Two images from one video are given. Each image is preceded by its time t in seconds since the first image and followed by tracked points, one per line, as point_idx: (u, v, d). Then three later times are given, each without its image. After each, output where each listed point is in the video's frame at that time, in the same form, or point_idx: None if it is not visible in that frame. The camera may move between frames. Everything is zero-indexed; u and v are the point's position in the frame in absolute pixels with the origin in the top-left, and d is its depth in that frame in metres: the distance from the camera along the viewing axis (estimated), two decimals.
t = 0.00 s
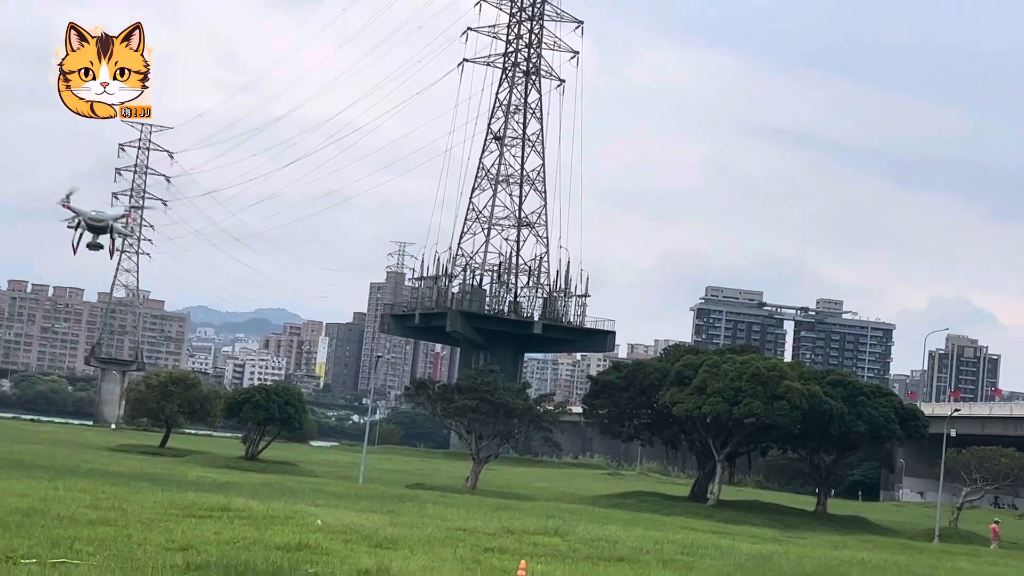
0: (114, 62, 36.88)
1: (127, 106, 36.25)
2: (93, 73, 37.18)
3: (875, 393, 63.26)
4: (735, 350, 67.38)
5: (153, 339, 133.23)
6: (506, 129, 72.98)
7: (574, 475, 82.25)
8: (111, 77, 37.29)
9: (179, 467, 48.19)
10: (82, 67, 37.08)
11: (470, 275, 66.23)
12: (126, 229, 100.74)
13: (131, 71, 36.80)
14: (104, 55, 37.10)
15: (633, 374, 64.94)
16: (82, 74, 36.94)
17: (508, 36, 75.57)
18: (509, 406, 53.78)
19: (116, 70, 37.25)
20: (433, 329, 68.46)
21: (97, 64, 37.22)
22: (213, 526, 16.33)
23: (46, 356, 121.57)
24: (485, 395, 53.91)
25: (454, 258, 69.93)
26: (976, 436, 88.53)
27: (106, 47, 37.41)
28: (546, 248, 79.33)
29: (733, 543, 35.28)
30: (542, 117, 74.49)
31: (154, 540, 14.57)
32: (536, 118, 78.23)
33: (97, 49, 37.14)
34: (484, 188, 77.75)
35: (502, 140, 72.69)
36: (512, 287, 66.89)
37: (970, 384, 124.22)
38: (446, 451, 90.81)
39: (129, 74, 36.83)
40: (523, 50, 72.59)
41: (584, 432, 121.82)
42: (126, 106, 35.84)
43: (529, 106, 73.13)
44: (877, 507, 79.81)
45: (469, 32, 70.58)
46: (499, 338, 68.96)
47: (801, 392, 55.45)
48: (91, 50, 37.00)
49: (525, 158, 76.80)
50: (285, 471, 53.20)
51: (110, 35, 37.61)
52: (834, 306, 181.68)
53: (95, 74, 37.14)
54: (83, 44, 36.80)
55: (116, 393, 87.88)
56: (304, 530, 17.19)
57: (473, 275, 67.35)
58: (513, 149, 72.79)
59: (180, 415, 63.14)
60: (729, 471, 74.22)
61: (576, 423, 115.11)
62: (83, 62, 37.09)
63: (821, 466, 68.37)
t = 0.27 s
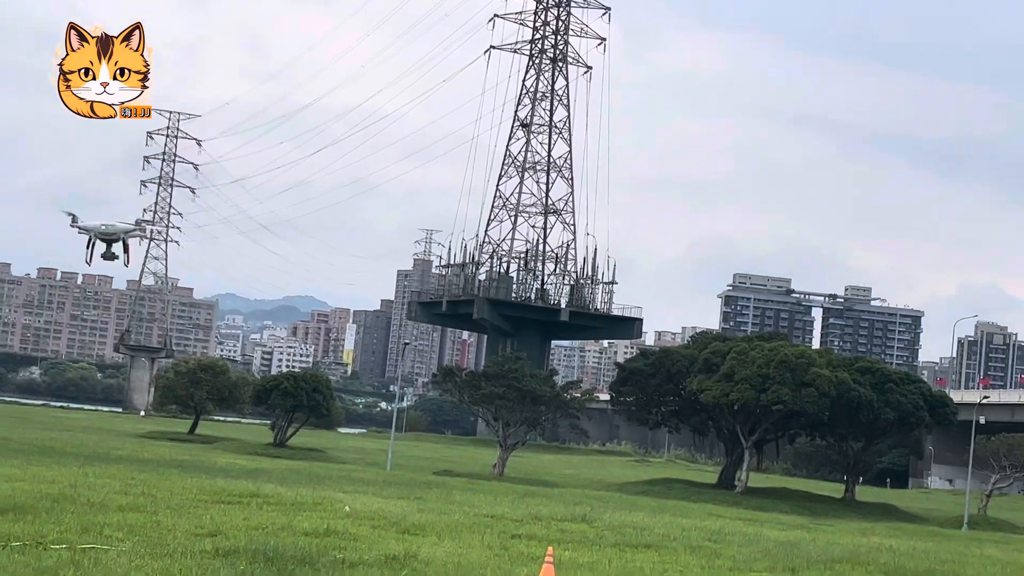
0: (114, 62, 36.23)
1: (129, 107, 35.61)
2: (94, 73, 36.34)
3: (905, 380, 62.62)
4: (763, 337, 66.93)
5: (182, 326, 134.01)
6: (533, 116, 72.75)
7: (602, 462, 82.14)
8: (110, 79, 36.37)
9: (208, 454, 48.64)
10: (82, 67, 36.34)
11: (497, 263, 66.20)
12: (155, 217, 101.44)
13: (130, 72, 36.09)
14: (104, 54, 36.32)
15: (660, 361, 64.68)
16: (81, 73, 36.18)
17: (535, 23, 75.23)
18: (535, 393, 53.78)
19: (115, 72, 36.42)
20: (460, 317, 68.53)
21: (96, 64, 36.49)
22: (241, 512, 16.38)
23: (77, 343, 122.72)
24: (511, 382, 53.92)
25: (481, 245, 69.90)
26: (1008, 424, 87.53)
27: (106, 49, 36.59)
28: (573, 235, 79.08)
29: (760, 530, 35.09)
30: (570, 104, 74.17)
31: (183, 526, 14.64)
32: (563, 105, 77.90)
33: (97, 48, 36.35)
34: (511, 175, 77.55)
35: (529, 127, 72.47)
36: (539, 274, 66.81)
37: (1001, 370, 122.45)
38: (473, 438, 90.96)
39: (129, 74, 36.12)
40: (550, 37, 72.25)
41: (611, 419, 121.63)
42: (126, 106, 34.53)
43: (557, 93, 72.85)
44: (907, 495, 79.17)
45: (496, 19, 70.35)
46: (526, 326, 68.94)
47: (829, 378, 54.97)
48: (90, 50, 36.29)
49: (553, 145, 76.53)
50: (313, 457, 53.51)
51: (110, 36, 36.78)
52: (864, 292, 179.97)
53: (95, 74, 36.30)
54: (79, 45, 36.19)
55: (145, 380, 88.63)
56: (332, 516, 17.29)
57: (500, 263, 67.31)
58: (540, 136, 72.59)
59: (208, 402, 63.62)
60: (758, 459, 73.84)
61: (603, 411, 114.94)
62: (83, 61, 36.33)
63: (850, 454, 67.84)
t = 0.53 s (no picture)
0: (114, 63, 37.16)
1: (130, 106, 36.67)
2: (93, 73, 37.34)
3: (935, 366, 61.98)
4: (792, 323, 66.45)
5: (211, 312, 134.80)
6: (560, 102, 72.46)
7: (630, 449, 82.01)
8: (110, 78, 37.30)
9: (238, 439, 49.05)
10: (82, 67, 37.20)
11: (524, 249, 66.13)
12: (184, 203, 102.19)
13: (131, 71, 36.94)
14: (104, 55, 37.18)
15: (688, 348, 64.40)
16: (81, 73, 37.08)
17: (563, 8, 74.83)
18: (563, 379, 53.77)
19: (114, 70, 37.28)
20: (488, 303, 68.58)
21: (96, 63, 37.38)
22: (270, 497, 16.47)
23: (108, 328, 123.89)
24: (539, 368, 53.94)
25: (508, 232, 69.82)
26: None
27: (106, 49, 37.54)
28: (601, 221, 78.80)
29: (787, 516, 34.95)
30: (597, 89, 73.77)
31: (213, 511, 14.75)
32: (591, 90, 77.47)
33: (97, 49, 37.23)
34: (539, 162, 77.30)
35: (557, 113, 72.20)
36: (567, 260, 66.69)
37: None
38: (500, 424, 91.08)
39: (129, 74, 36.99)
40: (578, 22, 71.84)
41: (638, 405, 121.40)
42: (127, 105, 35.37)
43: (584, 79, 72.49)
44: (938, 482, 78.49)
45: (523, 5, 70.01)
46: (553, 312, 68.89)
47: (858, 365, 54.46)
48: (90, 50, 37.16)
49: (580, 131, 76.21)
50: (341, 442, 53.85)
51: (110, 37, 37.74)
52: (893, 279, 178.26)
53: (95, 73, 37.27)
54: (78, 45, 37.03)
55: (175, 366, 89.29)
56: (361, 501, 17.41)
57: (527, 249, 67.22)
58: (568, 122, 72.35)
59: (238, 387, 63.99)
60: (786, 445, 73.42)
61: (630, 397, 114.71)
62: (80, 61, 37.28)
63: (880, 441, 67.28)
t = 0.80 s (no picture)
0: (115, 62, 35.66)
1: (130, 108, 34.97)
2: (94, 73, 35.79)
3: (968, 351, 61.25)
4: (823, 308, 65.92)
5: (242, 296, 135.31)
6: (590, 86, 71.98)
7: (658, 434, 81.90)
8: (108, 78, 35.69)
9: (270, 423, 49.30)
10: (81, 67, 35.81)
11: (554, 234, 65.96)
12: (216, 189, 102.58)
13: (131, 72, 35.39)
14: (104, 54, 35.69)
15: (718, 332, 64.14)
16: (81, 73, 35.63)
17: None
18: (594, 364, 53.66)
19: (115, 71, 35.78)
20: (517, 288, 68.58)
21: (97, 63, 35.92)
22: (301, 481, 16.56)
23: (140, 313, 124.76)
24: (569, 353, 53.89)
25: (538, 216, 69.62)
26: None
27: (106, 50, 35.89)
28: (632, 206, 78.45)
29: (820, 502, 34.66)
30: (628, 73, 73.20)
31: (244, 494, 14.85)
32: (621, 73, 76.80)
33: (97, 48, 35.79)
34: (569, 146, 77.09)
35: (587, 97, 71.74)
36: (597, 245, 66.51)
37: None
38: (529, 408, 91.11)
39: (130, 75, 35.42)
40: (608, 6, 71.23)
41: (669, 390, 121.10)
42: (126, 105, 33.60)
43: (615, 62, 71.91)
44: (970, 467, 77.76)
45: None
46: (583, 297, 68.80)
47: (890, 349, 53.93)
48: (90, 50, 35.69)
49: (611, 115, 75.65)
50: (372, 427, 54.04)
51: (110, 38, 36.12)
52: (926, 263, 176.33)
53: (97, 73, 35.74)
54: (80, 44, 35.68)
55: (207, 350, 89.82)
56: (392, 485, 17.43)
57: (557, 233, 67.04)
58: (598, 106, 71.84)
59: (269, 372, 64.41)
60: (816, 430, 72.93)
61: (660, 381, 114.37)
62: (82, 61, 35.82)
63: (911, 425, 66.70)
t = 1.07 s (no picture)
0: (115, 62, 35.28)
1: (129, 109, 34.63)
2: (96, 74, 35.48)
3: (1005, 334, 60.38)
4: (858, 290, 65.26)
5: (276, 279, 135.99)
6: (623, 68, 71.52)
7: (692, 416, 81.60)
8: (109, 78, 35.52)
9: (305, 404, 49.65)
10: (81, 67, 35.47)
11: (587, 217, 65.81)
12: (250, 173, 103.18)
13: (131, 71, 35.05)
14: (104, 54, 35.27)
15: (752, 315, 63.72)
16: (81, 73, 35.38)
17: None
18: (627, 347, 53.51)
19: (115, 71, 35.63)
20: (551, 270, 68.54)
21: (97, 63, 35.63)
22: (336, 462, 16.67)
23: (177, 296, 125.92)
24: (603, 335, 53.78)
25: (571, 199, 69.44)
26: None
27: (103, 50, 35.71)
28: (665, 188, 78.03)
29: (855, 485, 34.38)
30: (661, 55, 72.66)
31: (280, 475, 14.97)
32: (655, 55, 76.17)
33: (97, 48, 35.41)
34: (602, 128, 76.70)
35: (620, 79, 71.32)
36: (630, 228, 66.26)
37: None
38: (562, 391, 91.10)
39: (129, 74, 35.06)
40: None
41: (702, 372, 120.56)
42: (127, 105, 33.26)
43: (648, 44, 71.39)
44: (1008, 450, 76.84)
45: None
46: (616, 279, 68.62)
47: (925, 332, 53.29)
48: (91, 50, 35.40)
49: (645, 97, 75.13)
50: (405, 409, 54.27)
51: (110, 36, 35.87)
52: (963, 245, 174.01)
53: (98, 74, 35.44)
54: (81, 45, 35.38)
55: (242, 332, 90.52)
56: (426, 467, 17.48)
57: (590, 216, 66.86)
58: (631, 88, 71.30)
59: (304, 353, 64.96)
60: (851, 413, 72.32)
61: (693, 364, 113.85)
62: (83, 63, 35.51)
63: (947, 409, 65.93)
